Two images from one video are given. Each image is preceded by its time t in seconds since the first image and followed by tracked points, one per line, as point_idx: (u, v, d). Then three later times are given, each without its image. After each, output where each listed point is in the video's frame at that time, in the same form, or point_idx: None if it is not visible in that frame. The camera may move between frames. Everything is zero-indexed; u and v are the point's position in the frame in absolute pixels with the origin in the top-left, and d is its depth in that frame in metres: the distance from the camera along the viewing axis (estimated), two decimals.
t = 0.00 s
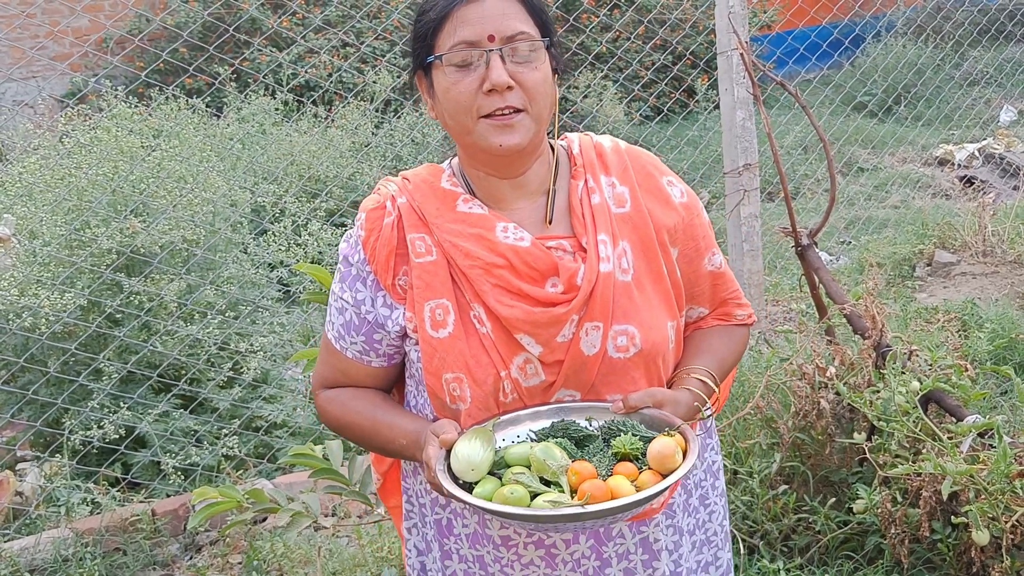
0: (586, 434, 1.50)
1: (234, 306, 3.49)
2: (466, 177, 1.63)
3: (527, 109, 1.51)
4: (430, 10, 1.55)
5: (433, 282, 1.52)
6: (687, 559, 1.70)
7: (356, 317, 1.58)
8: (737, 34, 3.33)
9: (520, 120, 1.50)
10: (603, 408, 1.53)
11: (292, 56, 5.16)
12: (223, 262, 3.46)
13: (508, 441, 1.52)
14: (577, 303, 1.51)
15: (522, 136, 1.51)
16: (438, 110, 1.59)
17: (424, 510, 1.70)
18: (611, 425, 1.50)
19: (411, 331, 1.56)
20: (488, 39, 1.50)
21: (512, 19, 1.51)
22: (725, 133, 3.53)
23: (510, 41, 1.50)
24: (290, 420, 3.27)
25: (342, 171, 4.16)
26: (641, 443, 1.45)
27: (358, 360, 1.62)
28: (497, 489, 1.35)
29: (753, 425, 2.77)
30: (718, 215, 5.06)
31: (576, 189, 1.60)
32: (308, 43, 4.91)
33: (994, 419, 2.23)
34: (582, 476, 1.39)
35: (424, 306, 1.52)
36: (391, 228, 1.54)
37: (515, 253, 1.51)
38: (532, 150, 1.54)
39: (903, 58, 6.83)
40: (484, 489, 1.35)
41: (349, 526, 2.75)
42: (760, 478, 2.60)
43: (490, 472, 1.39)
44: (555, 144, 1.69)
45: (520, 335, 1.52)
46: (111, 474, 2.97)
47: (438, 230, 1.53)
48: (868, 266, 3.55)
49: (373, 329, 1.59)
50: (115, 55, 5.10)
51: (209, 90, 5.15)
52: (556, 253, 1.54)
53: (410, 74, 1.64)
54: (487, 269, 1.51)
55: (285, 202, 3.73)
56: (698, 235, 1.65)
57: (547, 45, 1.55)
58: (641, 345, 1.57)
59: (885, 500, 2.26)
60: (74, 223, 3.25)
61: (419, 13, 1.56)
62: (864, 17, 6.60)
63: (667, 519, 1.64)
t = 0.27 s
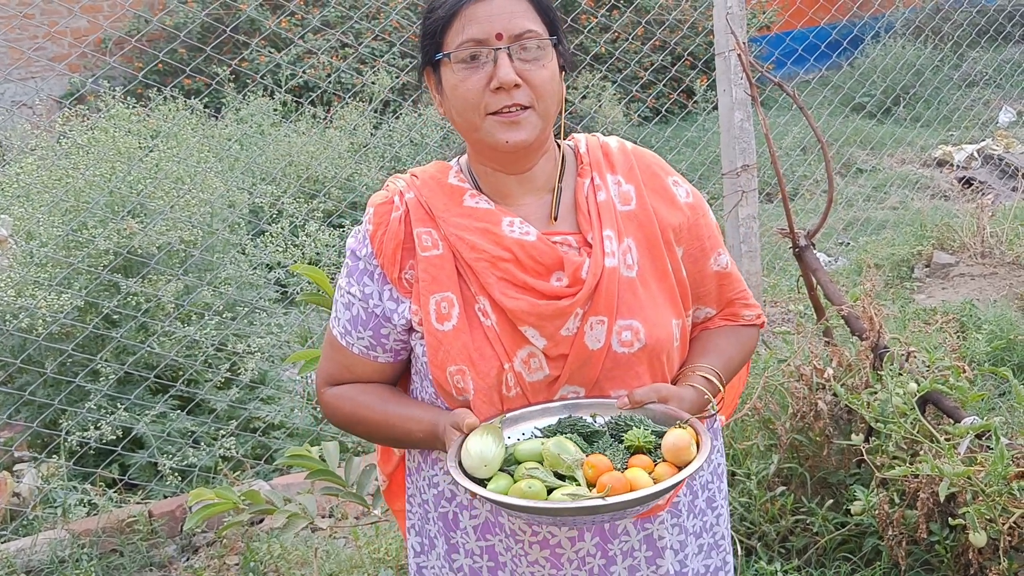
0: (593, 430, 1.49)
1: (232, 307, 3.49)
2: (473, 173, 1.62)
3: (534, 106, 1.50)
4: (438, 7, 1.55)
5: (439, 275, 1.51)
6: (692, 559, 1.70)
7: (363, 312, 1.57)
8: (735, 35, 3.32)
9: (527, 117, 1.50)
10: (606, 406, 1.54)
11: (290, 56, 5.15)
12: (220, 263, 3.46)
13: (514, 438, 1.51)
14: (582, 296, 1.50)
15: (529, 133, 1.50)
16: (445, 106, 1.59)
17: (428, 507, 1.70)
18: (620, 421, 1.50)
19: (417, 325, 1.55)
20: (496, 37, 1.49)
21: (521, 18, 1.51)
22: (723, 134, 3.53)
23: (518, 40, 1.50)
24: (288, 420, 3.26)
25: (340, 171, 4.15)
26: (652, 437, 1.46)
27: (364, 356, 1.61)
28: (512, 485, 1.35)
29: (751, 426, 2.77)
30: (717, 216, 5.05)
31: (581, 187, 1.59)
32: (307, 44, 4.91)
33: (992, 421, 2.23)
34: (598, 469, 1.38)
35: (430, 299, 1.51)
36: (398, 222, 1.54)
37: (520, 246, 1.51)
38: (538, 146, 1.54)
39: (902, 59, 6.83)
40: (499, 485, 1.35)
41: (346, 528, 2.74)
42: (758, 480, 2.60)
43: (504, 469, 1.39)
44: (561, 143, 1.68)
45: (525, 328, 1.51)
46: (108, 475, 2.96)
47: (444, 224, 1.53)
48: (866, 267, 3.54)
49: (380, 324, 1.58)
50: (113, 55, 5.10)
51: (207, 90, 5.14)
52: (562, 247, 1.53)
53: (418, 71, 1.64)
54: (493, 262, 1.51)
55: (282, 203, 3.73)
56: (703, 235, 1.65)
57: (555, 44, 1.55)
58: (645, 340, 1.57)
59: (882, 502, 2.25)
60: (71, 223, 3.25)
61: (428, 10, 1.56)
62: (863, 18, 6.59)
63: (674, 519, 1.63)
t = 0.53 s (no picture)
0: (595, 428, 1.49)
1: (231, 308, 3.49)
2: (477, 173, 1.63)
3: (537, 108, 1.51)
4: (442, 9, 1.54)
5: (441, 271, 1.52)
6: (697, 563, 1.69)
7: (370, 312, 1.58)
8: (733, 36, 3.32)
9: (529, 118, 1.51)
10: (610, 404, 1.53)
11: (289, 57, 5.16)
12: (219, 264, 3.46)
13: (516, 436, 1.50)
14: (582, 290, 1.50)
15: (531, 134, 1.51)
16: (449, 107, 1.59)
17: (429, 508, 1.70)
18: (622, 418, 1.49)
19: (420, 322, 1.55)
20: (500, 42, 1.49)
21: (524, 22, 1.51)
22: (722, 135, 3.53)
23: (521, 43, 1.50)
24: (287, 421, 3.27)
25: (340, 172, 4.15)
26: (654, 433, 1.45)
27: (372, 358, 1.61)
28: (512, 480, 1.35)
29: (749, 428, 2.78)
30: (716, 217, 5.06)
31: (584, 184, 1.60)
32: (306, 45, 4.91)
33: (990, 422, 2.23)
34: (600, 463, 1.38)
35: (432, 294, 1.52)
36: (402, 220, 1.54)
37: (522, 241, 1.52)
38: (540, 145, 1.55)
39: (901, 60, 6.83)
40: (499, 480, 1.34)
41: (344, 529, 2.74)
42: (756, 481, 2.60)
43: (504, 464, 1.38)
44: (565, 144, 1.68)
45: (526, 321, 1.51)
46: (107, 476, 2.96)
47: (447, 220, 1.54)
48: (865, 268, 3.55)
49: (387, 324, 1.58)
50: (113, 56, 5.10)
51: (206, 91, 5.15)
52: (563, 242, 1.54)
53: (422, 71, 1.64)
54: (494, 256, 1.51)
55: (281, 204, 3.73)
56: (706, 236, 1.64)
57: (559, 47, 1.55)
58: (647, 335, 1.57)
59: (880, 503, 2.25)
60: (70, 224, 3.25)
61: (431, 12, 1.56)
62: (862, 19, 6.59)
63: (677, 519, 1.64)
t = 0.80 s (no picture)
0: (591, 427, 1.48)
1: (230, 308, 3.49)
2: (477, 173, 1.63)
3: (535, 105, 1.51)
4: (442, 7, 1.54)
5: (439, 268, 1.53)
6: (696, 566, 1.69)
7: (368, 310, 1.58)
8: (733, 37, 3.33)
9: (528, 115, 1.51)
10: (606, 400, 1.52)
11: (289, 58, 5.16)
12: (219, 264, 3.46)
13: (512, 435, 1.49)
14: (579, 286, 1.51)
15: (530, 130, 1.51)
16: (449, 106, 1.60)
17: (426, 508, 1.70)
18: (618, 417, 1.48)
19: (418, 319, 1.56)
20: (498, 39, 1.50)
21: (523, 20, 1.51)
22: (721, 136, 3.54)
23: (520, 42, 1.50)
24: (287, 422, 3.27)
25: (340, 173, 4.16)
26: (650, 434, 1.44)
27: (371, 356, 1.61)
28: (505, 483, 1.35)
29: (749, 428, 2.78)
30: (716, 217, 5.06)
31: (582, 183, 1.60)
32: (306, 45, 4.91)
33: (989, 423, 2.23)
34: (592, 466, 1.37)
35: (429, 290, 1.52)
36: (401, 218, 1.55)
37: (519, 238, 1.52)
38: (538, 143, 1.55)
39: (901, 61, 6.84)
40: (493, 483, 1.34)
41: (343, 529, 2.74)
42: (755, 482, 2.60)
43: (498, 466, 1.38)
44: (564, 146, 1.69)
45: (523, 317, 1.52)
46: (106, 476, 2.96)
47: (446, 219, 1.55)
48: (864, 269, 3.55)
49: (385, 322, 1.58)
50: (113, 56, 5.10)
51: (206, 91, 5.15)
52: (561, 239, 1.54)
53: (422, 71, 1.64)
54: (492, 253, 1.52)
55: (281, 205, 3.73)
56: (706, 237, 1.64)
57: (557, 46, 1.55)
58: (645, 333, 1.57)
59: (879, 503, 2.25)
60: (70, 224, 3.25)
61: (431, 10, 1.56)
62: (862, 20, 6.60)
63: (676, 521, 1.64)
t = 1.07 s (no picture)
0: (584, 430, 1.47)
1: (231, 308, 3.49)
2: (470, 174, 1.65)
3: (528, 105, 1.51)
4: (436, 5, 1.54)
5: (431, 267, 1.53)
6: (691, 568, 1.69)
7: (360, 312, 1.59)
8: (734, 37, 3.33)
9: (521, 115, 1.51)
10: (600, 401, 1.52)
11: (290, 58, 5.16)
12: (220, 264, 3.46)
13: (505, 438, 1.49)
14: (571, 285, 1.51)
15: (523, 130, 1.51)
16: (442, 106, 1.60)
17: (419, 511, 1.71)
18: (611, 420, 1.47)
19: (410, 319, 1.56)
20: (491, 38, 1.50)
21: (516, 19, 1.51)
22: (722, 136, 3.53)
23: (513, 41, 1.51)
24: (287, 422, 3.27)
25: (340, 173, 4.16)
26: (642, 438, 1.43)
27: (363, 358, 1.62)
28: (496, 490, 1.34)
29: (750, 428, 2.78)
30: (717, 218, 5.06)
31: (575, 183, 1.60)
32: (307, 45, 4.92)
33: (990, 423, 2.23)
34: (583, 474, 1.35)
35: (422, 290, 1.52)
36: (393, 219, 1.56)
37: (512, 237, 1.52)
38: (531, 143, 1.55)
39: (902, 61, 6.83)
40: (484, 489, 1.33)
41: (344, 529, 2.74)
42: (756, 482, 2.60)
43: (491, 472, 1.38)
44: (557, 146, 1.69)
45: (516, 316, 1.52)
46: (107, 476, 2.96)
47: (439, 218, 1.55)
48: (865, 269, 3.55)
49: (376, 324, 1.59)
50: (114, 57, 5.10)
51: (207, 91, 5.15)
52: (553, 238, 1.54)
53: (416, 72, 1.65)
54: (484, 252, 1.52)
55: (281, 205, 3.73)
56: (699, 236, 1.64)
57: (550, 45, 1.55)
58: (638, 332, 1.56)
59: (880, 503, 2.25)
60: (71, 224, 3.25)
61: (424, 10, 1.56)
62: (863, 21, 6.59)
63: (671, 523, 1.63)
